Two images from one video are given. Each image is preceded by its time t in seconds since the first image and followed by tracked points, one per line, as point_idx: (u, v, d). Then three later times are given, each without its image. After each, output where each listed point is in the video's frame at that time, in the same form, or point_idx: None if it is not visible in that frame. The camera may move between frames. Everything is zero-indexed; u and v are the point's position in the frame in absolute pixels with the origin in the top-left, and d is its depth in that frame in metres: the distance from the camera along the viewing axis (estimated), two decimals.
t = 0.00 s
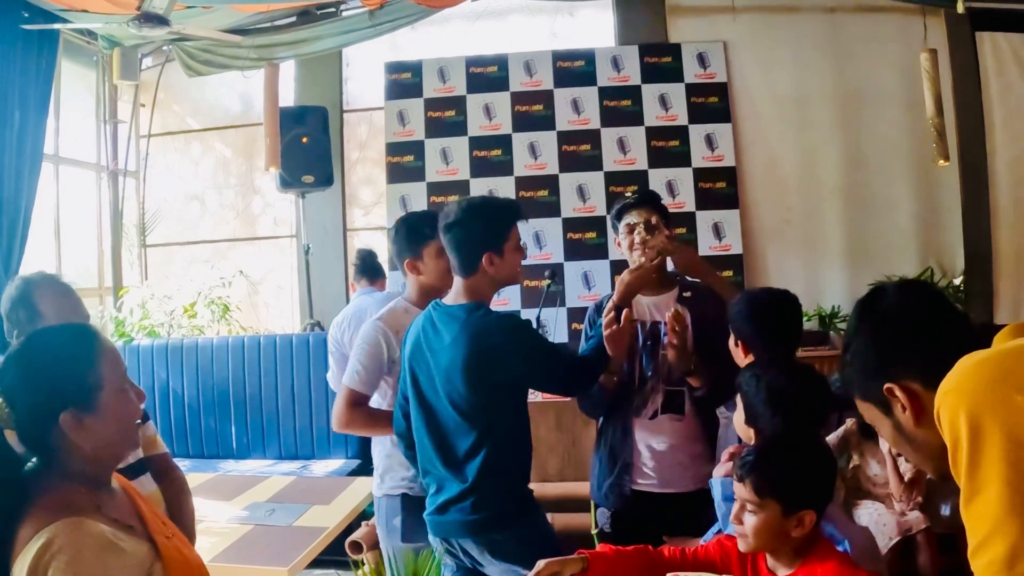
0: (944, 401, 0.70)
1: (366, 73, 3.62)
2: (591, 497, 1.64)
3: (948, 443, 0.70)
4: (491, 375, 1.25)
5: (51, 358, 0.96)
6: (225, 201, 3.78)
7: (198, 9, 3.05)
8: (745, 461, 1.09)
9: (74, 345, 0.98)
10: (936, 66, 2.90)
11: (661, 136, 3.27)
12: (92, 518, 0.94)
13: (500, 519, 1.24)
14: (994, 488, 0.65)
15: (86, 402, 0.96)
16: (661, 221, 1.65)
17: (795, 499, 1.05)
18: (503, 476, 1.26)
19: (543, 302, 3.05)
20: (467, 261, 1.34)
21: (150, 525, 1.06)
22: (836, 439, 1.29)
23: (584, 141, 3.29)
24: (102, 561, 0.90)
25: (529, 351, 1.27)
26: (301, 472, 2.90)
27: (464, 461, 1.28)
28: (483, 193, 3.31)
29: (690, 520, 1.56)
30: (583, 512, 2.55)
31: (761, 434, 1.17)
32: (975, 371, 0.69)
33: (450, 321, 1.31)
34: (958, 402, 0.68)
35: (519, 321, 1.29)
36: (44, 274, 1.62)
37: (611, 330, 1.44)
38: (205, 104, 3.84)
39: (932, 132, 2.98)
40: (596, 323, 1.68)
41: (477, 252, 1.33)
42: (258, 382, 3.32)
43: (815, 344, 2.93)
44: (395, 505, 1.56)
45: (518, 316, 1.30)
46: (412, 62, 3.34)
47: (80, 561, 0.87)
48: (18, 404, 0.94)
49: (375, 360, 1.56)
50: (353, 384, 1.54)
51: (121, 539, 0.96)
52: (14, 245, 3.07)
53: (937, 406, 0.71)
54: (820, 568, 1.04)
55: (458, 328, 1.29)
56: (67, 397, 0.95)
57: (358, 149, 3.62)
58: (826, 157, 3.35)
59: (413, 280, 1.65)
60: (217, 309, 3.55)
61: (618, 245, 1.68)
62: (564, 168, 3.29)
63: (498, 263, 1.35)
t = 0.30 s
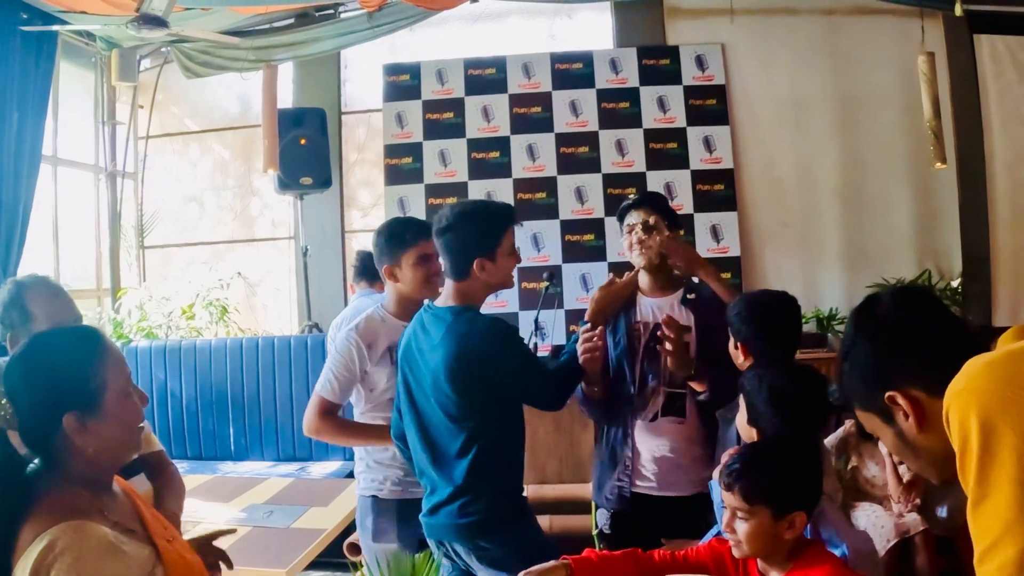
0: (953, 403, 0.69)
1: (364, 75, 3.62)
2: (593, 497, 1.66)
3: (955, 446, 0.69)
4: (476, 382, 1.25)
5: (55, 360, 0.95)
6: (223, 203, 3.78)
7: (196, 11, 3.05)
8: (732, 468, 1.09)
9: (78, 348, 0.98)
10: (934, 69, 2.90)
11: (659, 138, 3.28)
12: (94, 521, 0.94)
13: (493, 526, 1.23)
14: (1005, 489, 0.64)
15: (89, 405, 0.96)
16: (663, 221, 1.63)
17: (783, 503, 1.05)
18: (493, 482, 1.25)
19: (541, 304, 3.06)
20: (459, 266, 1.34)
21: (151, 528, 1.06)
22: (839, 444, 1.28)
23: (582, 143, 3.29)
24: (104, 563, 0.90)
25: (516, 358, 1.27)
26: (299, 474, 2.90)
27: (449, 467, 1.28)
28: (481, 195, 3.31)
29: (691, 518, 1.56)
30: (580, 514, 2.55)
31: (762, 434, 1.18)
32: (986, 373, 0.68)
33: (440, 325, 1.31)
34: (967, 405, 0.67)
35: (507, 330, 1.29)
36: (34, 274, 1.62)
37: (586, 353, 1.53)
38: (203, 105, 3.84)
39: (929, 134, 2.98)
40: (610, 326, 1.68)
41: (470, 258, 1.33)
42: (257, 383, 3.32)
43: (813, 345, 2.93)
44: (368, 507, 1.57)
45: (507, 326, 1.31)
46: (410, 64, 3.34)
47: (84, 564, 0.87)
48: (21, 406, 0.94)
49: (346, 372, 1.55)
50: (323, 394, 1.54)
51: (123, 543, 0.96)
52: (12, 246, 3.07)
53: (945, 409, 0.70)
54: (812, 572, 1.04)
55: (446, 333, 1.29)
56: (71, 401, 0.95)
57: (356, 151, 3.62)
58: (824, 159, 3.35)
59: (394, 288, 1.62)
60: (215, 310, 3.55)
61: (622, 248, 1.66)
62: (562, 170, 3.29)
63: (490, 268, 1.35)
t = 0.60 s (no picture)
0: (954, 412, 0.68)
1: (364, 75, 3.62)
2: (595, 495, 1.67)
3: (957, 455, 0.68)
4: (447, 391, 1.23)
5: (52, 358, 0.95)
6: (222, 203, 3.78)
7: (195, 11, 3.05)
8: (733, 468, 1.09)
9: (75, 347, 0.98)
10: (932, 70, 2.90)
11: (658, 138, 3.28)
12: (92, 521, 0.94)
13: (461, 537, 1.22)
14: (1010, 499, 0.63)
15: (88, 404, 0.96)
16: (660, 224, 1.63)
17: (784, 502, 1.05)
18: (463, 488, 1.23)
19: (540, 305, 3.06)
20: (443, 265, 1.31)
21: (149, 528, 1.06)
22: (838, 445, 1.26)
23: (581, 143, 3.29)
24: (102, 562, 0.90)
25: (481, 371, 1.20)
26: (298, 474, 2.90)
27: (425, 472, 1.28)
28: (479, 196, 3.31)
29: (691, 518, 1.56)
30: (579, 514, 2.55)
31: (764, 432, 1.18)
32: (990, 380, 0.67)
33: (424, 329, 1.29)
34: (970, 414, 0.66)
35: (476, 339, 1.22)
36: (24, 276, 1.58)
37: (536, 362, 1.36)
38: (202, 105, 3.84)
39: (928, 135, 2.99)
40: (612, 323, 1.70)
41: (453, 257, 1.30)
42: (255, 383, 3.32)
43: (812, 346, 2.93)
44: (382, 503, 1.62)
45: (478, 334, 1.23)
46: (409, 65, 3.34)
47: (82, 563, 0.87)
48: (20, 406, 0.94)
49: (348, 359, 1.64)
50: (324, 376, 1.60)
51: (121, 543, 0.96)
52: (11, 246, 3.07)
53: (947, 417, 0.69)
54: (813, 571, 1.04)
55: (425, 340, 1.26)
56: (69, 400, 0.94)
57: (355, 151, 3.62)
58: (823, 160, 3.36)
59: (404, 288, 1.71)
60: (214, 311, 3.56)
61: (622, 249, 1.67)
62: (561, 171, 3.29)
63: (475, 265, 1.32)
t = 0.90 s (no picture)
0: (939, 440, 0.70)
1: (363, 77, 3.62)
2: (595, 498, 1.67)
3: (943, 478, 0.70)
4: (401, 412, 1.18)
5: (54, 366, 0.95)
6: (221, 205, 3.78)
7: (195, 13, 3.05)
8: (734, 468, 1.10)
9: (76, 355, 0.98)
10: (930, 73, 2.90)
11: (657, 141, 3.28)
12: (92, 527, 0.94)
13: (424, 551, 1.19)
14: (997, 518, 0.65)
15: (90, 411, 0.96)
16: (654, 229, 1.63)
17: (783, 503, 1.05)
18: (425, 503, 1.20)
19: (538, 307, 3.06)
20: (428, 273, 1.21)
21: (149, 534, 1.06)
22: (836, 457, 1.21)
23: (580, 146, 3.29)
24: (103, 568, 0.90)
25: (425, 403, 1.12)
26: (297, 476, 2.90)
27: (388, 485, 1.26)
28: (478, 198, 3.31)
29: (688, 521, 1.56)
30: (577, 517, 2.56)
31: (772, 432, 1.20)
32: (971, 405, 0.69)
33: (395, 343, 1.22)
34: (954, 441, 0.68)
35: (428, 367, 1.13)
36: (21, 281, 1.58)
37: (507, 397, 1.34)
38: (201, 107, 3.84)
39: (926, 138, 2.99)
40: (616, 327, 1.73)
41: (439, 263, 1.20)
42: (255, 385, 3.32)
43: (810, 348, 2.94)
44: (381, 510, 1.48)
45: (432, 362, 1.14)
46: (409, 68, 3.35)
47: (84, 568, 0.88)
48: (21, 411, 0.94)
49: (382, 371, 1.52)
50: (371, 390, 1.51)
51: (122, 549, 0.97)
52: (10, 248, 3.08)
53: (932, 442, 0.71)
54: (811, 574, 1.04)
55: (393, 354, 1.21)
56: (70, 406, 0.95)
57: (354, 153, 3.62)
58: (822, 163, 3.36)
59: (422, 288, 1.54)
60: (213, 313, 3.56)
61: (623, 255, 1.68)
62: (560, 173, 3.29)
63: (462, 272, 1.23)
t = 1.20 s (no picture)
0: (928, 453, 0.71)
1: (362, 79, 3.62)
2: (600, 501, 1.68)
3: (931, 491, 0.70)
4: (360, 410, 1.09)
5: (56, 372, 0.94)
6: (221, 206, 3.78)
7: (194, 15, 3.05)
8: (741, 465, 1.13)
9: (78, 360, 0.98)
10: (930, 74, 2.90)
11: (656, 143, 3.29)
12: (96, 530, 0.95)
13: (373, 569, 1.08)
14: (986, 535, 0.65)
15: (93, 415, 0.97)
16: (649, 232, 1.62)
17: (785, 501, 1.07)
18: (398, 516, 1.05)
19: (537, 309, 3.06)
20: (414, 277, 1.12)
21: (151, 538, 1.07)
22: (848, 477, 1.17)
23: (579, 147, 3.30)
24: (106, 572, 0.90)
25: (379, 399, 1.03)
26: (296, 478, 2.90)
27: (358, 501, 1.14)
28: (477, 200, 3.31)
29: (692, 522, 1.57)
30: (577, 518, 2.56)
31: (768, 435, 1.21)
32: (959, 420, 0.69)
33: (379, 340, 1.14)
34: (942, 454, 0.68)
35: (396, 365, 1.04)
36: (22, 282, 1.58)
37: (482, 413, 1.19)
38: (200, 108, 3.84)
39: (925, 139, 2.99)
40: (619, 330, 1.76)
41: (428, 268, 1.12)
42: (254, 387, 3.32)
43: (809, 349, 2.94)
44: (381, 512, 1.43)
45: (405, 363, 1.05)
46: (408, 69, 3.35)
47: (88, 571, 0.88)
48: (22, 414, 0.94)
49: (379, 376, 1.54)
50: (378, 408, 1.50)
51: (125, 552, 0.97)
52: (9, 249, 3.08)
53: (922, 455, 0.71)
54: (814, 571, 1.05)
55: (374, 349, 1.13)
56: (73, 409, 0.95)
57: (353, 155, 3.62)
58: (820, 164, 3.36)
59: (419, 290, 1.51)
60: (212, 314, 3.56)
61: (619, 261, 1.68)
62: (560, 175, 3.30)
63: (451, 277, 1.13)
